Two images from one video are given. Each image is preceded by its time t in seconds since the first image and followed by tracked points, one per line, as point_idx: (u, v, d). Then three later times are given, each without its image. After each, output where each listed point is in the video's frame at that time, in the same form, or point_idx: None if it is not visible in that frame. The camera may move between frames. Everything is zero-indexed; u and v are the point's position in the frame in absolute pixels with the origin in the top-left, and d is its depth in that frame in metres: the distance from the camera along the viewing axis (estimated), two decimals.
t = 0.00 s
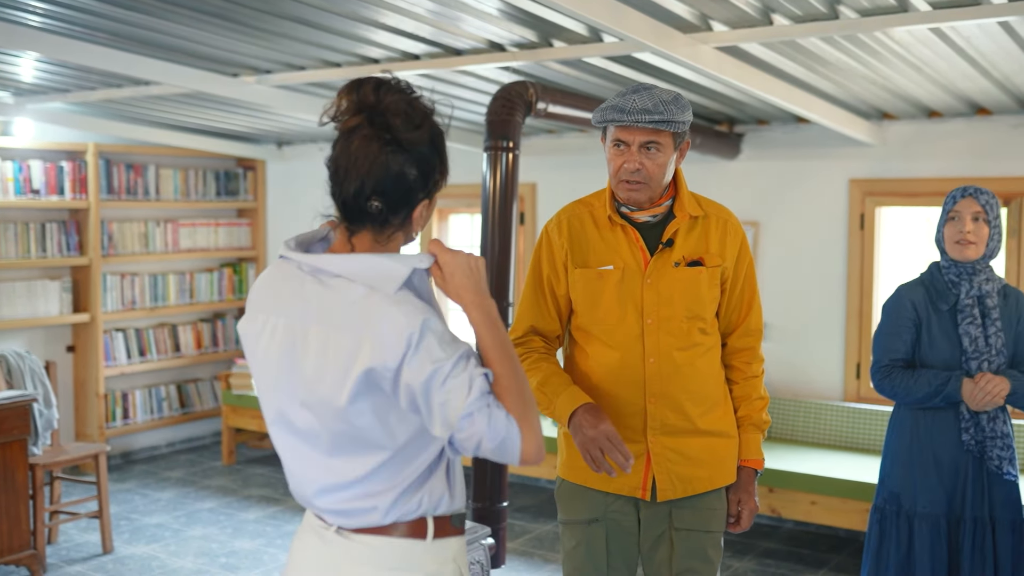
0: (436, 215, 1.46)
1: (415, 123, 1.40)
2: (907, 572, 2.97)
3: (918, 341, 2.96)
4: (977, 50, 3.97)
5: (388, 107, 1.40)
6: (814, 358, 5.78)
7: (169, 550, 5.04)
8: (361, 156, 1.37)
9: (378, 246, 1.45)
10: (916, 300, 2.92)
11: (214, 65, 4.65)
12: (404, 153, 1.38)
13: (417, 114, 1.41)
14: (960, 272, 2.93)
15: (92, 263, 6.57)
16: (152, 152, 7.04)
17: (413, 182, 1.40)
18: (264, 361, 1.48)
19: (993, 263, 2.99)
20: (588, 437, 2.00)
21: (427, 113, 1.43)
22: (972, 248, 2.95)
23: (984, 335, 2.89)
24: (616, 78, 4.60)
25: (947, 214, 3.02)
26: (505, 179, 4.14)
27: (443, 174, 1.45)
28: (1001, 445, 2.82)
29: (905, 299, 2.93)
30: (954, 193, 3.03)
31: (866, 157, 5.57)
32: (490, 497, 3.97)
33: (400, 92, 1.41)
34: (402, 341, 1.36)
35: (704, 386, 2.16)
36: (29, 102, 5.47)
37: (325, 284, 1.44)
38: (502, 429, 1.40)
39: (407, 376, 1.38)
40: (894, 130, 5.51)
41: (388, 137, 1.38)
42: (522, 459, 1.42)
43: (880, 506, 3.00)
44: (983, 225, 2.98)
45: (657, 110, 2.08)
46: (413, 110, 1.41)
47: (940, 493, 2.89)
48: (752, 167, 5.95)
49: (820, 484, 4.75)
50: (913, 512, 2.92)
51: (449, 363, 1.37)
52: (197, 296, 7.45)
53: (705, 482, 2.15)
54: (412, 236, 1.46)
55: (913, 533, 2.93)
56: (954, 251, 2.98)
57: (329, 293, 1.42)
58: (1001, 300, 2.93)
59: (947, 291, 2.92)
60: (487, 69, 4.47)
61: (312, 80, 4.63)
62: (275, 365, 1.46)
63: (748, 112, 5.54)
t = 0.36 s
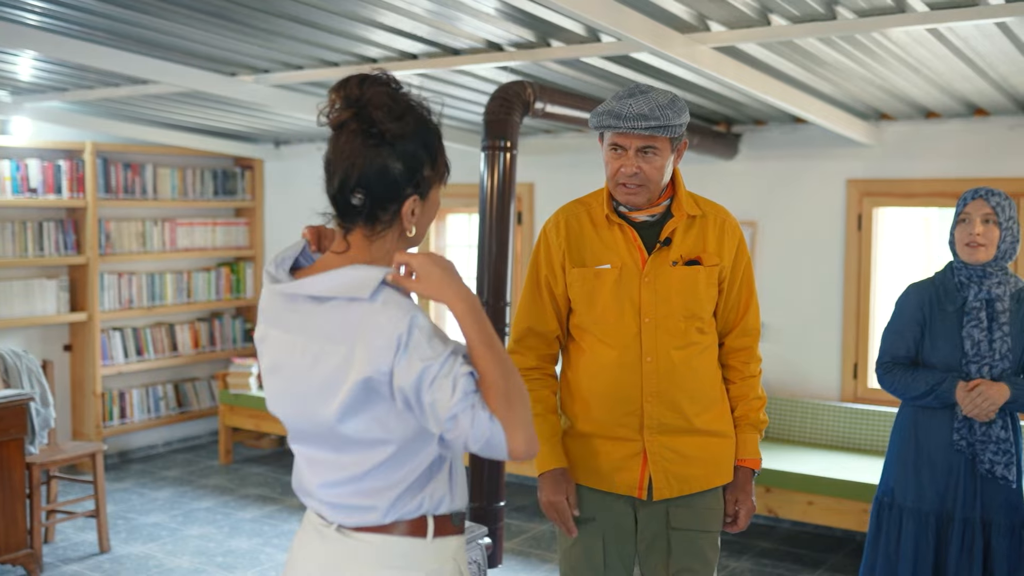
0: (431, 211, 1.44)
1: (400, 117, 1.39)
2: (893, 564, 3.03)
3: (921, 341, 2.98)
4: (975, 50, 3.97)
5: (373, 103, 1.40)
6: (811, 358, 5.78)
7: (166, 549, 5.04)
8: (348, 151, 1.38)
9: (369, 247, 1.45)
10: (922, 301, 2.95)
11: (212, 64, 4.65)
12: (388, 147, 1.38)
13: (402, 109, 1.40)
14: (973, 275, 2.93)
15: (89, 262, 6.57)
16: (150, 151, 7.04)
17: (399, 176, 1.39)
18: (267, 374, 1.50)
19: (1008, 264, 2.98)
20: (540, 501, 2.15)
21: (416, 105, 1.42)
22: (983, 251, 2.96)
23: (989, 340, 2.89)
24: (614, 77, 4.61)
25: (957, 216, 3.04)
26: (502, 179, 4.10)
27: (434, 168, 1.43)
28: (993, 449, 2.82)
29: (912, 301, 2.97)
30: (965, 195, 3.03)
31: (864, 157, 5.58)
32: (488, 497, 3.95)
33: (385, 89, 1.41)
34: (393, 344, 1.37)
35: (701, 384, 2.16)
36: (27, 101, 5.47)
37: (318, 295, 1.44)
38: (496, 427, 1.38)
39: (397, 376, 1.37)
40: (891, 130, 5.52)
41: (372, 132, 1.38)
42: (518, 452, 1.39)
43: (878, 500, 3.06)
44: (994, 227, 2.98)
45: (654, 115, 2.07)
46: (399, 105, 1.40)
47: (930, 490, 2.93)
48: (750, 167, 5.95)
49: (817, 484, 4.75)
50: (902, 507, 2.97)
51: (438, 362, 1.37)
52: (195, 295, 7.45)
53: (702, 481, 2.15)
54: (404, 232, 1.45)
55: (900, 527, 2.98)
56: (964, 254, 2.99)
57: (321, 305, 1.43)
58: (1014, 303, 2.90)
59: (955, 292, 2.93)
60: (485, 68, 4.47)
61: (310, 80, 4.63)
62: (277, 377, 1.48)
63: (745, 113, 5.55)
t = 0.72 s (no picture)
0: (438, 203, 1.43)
1: (387, 117, 1.37)
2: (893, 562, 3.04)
3: (929, 341, 2.99)
4: (974, 51, 3.98)
5: (356, 106, 1.38)
6: (809, 358, 5.79)
7: (164, 549, 5.04)
8: (344, 161, 1.38)
9: (383, 249, 1.45)
10: (931, 303, 2.96)
11: (210, 64, 4.65)
12: (381, 151, 1.37)
13: (386, 107, 1.38)
14: (983, 279, 2.93)
15: (87, 262, 6.57)
16: (149, 151, 7.04)
17: (398, 176, 1.39)
18: (277, 365, 1.51)
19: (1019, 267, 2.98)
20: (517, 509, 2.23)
21: (402, 100, 1.40)
22: (994, 253, 2.95)
23: (996, 343, 2.88)
24: (612, 77, 4.61)
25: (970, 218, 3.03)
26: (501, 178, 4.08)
27: (434, 158, 1.42)
28: (997, 452, 2.82)
29: (921, 302, 2.97)
30: (979, 197, 3.04)
31: (862, 158, 5.58)
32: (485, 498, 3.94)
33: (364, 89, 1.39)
34: (392, 347, 1.34)
35: (698, 384, 2.16)
36: (26, 100, 5.47)
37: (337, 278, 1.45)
38: (422, 481, 1.31)
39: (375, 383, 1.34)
40: (890, 131, 5.52)
41: (361, 140, 1.37)
42: (408, 518, 1.32)
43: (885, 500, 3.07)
44: (1006, 229, 2.98)
45: (651, 112, 2.08)
46: (383, 103, 1.38)
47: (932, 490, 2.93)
48: (748, 167, 5.96)
49: (815, 484, 4.76)
50: (903, 506, 2.98)
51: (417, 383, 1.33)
52: (193, 295, 7.46)
53: (699, 481, 2.15)
54: (414, 228, 1.45)
55: (900, 526, 2.99)
56: (974, 255, 2.98)
57: (334, 302, 1.43)
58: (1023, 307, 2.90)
59: (964, 294, 2.94)
60: (484, 68, 4.47)
61: (309, 80, 4.64)
62: (285, 369, 1.48)
63: (743, 113, 5.56)
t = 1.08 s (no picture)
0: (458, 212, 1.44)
1: (431, 119, 1.39)
2: (887, 561, 3.03)
3: (927, 341, 2.98)
4: (976, 51, 3.98)
5: (404, 102, 1.40)
6: (811, 357, 5.78)
7: (165, 546, 5.04)
8: (379, 151, 1.38)
9: (401, 245, 1.45)
10: (931, 302, 2.95)
11: (212, 61, 4.65)
12: (419, 150, 1.38)
13: (433, 110, 1.40)
14: (982, 277, 2.93)
15: (89, 259, 6.57)
16: (150, 148, 7.04)
17: (430, 177, 1.39)
18: (281, 359, 1.50)
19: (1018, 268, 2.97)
20: (532, 508, 2.20)
21: (448, 110, 1.42)
22: (992, 253, 2.95)
23: (995, 342, 2.88)
24: (614, 76, 4.61)
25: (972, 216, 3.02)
26: (502, 178, 4.06)
27: (462, 170, 1.44)
28: (995, 452, 2.82)
29: (920, 300, 2.97)
30: (982, 195, 3.04)
31: (864, 157, 5.58)
32: (487, 496, 3.94)
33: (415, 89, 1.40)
34: (403, 334, 1.34)
35: (699, 382, 2.16)
36: (28, 97, 5.47)
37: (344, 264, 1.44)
38: (416, 465, 1.30)
39: (381, 367, 1.33)
40: (892, 130, 5.52)
41: (401, 134, 1.38)
42: (396, 497, 1.30)
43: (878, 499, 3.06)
44: (1007, 229, 2.98)
45: (651, 111, 2.08)
46: (430, 106, 1.40)
47: (928, 489, 2.92)
48: (751, 166, 5.95)
49: (816, 484, 4.76)
50: (899, 506, 2.98)
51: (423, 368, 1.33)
52: (195, 292, 7.46)
53: (702, 480, 2.15)
54: (429, 232, 1.46)
55: (896, 526, 2.99)
56: (974, 254, 2.98)
57: (340, 294, 1.43)
58: (1021, 307, 2.90)
59: (963, 293, 2.94)
60: (486, 67, 4.47)
61: (311, 77, 4.63)
62: (291, 362, 1.48)
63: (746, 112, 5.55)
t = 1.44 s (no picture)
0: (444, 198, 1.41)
1: (379, 115, 1.38)
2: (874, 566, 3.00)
3: (904, 342, 2.96)
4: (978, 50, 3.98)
5: (354, 106, 1.40)
6: (812, 356, 5.78)
7: (167, 544, 5.04)
8: (349, 158, 1.41)
9: (398, 245, 1.45)
10: (907, 302, 2.93)
11: (214, 60, 4.65)
12: (376, 150, 1.38)
13: (379, 105, 1.38)
14: (958, 275, 2.93)
15: (90, 257, 6.57)
16: (152, 147, 7.04)
17: (395, 174, 1.38)
18: (290, 355, 1.51)
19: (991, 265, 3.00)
20: (536, 502, 2.19)
21: (400, 99, 1.39)
22: (970, 251, 2.95)
23: (973, 339, 2.87)
24: (615, 75, 4.61)
25: (948, 213, 3.02)
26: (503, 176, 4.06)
27: (438, 153, 1.40)
28: (978, 451, 2.82)
29: (895, 301, 2.95)
30: (959, 192, 3.01)
31: (866, 156, 5.58)
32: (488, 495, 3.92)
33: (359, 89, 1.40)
34: (414, 330, 1.34)
35: (701, 381, 2.16)
36: (29, 96, 5.47)
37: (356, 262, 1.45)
38: (413, 461, 1.29)
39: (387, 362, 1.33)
40: (894, 130, 5.52)
41: (358, 140, 1.39)
42: (389, 491, 1.30)
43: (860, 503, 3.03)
44: (985, 228, 2.98)
45: (659, 108, 2.08)
46: (377, 102, 1.39)
47: (914, 492, 2.90)
48: (752, 166, 5.95)
49: (817, 483, 4.76)
50: (885, 510, 2.95)
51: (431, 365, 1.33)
52: (196, 291, 7.46)
53: (703, 479, 2.15)
54: (424, 223, 1.44)
55: (882, 530, 2.96)
56: (952, 252, 2.98)
57: (352, 290, 1.43)
58: (997, 303, 2.90)
59: (939, 293, 2.93)
60: (487, 65, 4.47)
61: (312, 76, 4.63)
62: (299, 358, 1.49)
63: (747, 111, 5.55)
